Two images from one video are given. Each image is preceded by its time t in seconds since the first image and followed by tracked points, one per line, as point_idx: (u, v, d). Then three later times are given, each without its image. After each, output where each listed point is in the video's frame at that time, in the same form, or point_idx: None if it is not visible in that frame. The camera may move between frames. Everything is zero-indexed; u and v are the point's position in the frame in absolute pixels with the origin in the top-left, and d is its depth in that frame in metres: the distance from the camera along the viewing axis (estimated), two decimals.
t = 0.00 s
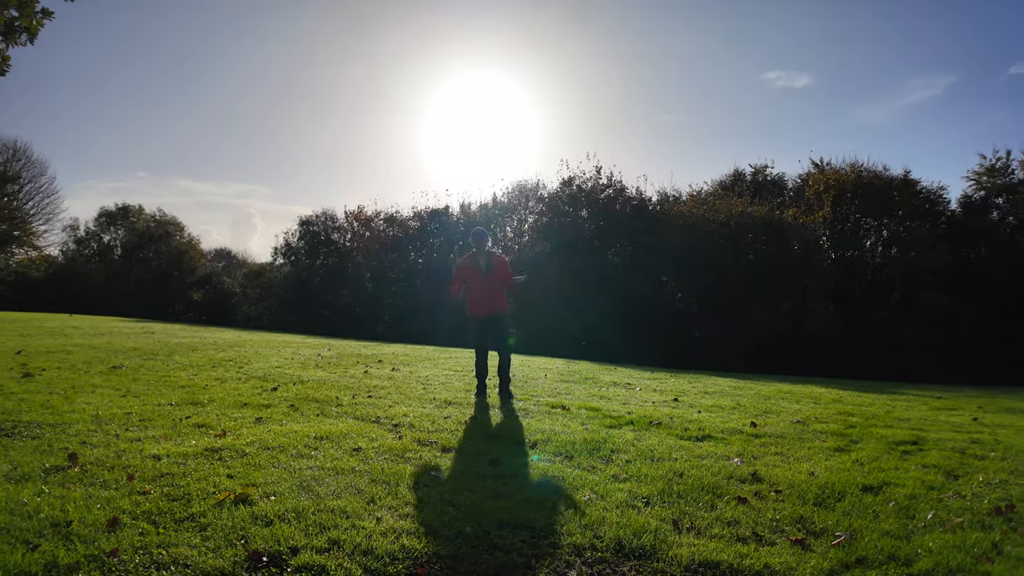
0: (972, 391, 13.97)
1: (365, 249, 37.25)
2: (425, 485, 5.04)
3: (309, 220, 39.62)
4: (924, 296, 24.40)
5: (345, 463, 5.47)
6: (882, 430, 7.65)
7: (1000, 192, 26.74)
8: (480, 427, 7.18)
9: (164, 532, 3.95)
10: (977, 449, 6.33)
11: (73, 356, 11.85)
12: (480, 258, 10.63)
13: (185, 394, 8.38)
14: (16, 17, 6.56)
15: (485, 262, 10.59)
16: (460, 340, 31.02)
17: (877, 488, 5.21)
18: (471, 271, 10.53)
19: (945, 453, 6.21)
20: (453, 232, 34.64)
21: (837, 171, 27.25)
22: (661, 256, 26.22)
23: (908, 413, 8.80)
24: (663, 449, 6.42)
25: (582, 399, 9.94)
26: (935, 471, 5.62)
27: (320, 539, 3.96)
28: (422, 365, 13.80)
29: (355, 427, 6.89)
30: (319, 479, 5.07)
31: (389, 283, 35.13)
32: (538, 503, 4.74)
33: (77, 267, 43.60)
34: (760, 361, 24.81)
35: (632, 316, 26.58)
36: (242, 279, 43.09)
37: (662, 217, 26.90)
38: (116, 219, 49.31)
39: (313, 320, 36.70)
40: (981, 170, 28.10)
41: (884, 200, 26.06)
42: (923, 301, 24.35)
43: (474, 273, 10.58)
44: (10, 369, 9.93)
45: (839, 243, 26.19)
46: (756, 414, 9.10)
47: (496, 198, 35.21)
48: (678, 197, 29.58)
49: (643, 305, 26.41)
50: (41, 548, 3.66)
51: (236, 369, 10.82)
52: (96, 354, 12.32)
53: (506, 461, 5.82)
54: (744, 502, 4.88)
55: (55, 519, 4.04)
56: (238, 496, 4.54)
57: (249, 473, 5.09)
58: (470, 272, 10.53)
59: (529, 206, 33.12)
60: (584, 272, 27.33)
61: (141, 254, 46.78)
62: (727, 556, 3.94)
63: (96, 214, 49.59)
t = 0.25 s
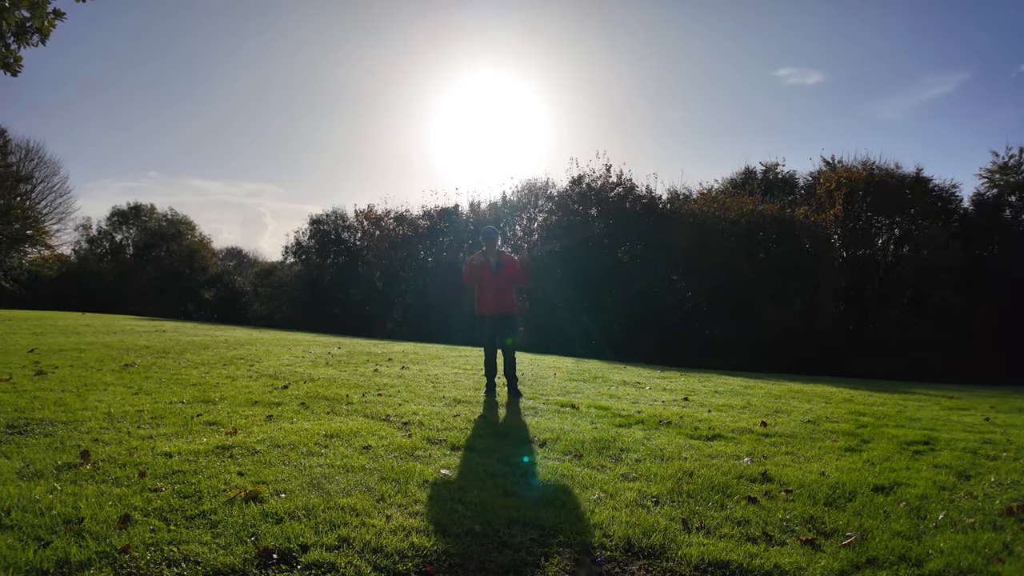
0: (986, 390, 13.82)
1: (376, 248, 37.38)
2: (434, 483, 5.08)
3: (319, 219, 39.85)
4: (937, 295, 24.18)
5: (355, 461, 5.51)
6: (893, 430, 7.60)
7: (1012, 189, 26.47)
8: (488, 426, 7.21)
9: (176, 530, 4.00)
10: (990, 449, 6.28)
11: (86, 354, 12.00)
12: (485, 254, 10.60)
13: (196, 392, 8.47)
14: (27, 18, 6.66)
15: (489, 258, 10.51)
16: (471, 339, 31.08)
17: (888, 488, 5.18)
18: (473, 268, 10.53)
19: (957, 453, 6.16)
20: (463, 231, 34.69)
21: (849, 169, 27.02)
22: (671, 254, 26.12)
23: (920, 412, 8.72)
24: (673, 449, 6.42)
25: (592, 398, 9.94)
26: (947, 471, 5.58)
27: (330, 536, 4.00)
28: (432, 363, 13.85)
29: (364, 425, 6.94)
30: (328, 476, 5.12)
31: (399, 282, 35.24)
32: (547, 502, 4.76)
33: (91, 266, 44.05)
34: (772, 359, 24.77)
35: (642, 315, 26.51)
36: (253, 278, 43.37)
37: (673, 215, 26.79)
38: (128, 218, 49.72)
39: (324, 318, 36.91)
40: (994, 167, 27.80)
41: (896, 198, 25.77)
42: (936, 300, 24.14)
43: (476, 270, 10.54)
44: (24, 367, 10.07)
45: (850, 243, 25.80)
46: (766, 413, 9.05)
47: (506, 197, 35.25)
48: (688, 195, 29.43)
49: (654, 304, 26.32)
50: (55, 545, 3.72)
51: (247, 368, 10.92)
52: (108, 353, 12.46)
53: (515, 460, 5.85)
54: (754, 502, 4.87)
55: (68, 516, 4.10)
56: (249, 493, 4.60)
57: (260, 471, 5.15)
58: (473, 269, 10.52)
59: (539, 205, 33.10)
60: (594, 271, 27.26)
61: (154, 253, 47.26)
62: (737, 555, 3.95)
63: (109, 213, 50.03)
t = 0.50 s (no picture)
0: (986, 390, 13.80)
1: (376, 248, 37.40)
2: (434, 483, 5.07)
3: (320, 219, 39.89)
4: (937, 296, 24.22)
5: (355, 461, 5.52)
6: (893, 430, 7.59)
7: (1012, 190, 26.48)
8: (489, 426, 7.20)
9: (176, 530, 4.00)
10: (990, 449, 6.28)
11: (86, 354, 11.99)
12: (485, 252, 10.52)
13: (196, 392, 8.46)
14: (28, 18, 6.67)
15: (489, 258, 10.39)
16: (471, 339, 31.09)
17: (888, 488, 5.18)
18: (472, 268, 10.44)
19: (957, 453, 6.15)
20: (463, 231, 34.70)
21: (849, 169, 27.02)
22: (671, 254, 26.12)
23: (920, 412, 8.72)
24: (673, 449, 6.41)
25: (592, 398, 9.94)
26: (947, 471, 5.57)
27: (330, 536, 4.00)
28: (432, 363, 13.84)
29: (364, 425, 6.94)
30: (328, 476, 5.12)
31: (399, 282, 35.24)
32: (547, 502, 4.75)
33: (90, 266, 44.01)
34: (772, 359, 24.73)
35: (643, 315, 26.51)
36: (253, 278, 43.36)
37: (673, 215, 26.78)
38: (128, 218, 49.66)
39: (324, 318, 36.94)
40: (995, 167, 27.79)
41: (896, 198, 25.75)
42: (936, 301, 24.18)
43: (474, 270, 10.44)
44: (24, 367, 10.07)
45: (850, 242, 25.78)
46: (766, 413, 9.04)
47: (506, 197, 35.29)
48: (688, 195, 29.43)
49: (653, 304, 26.33)
50: (55, 545, 3.72)
51: (247, 368, 10.91)
52: (108, 353, 12.46)
53: (516, 460, 5.85)
54: (754, 502, 4.87)
55: (68, 516, 4.10)
56: (249, 493, 4.60)
57: (260, 471, 5.15)
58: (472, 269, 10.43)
59: (539, 205, 33.11)
60: (593, 271, 27.26)
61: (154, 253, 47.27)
62: (737, 555, 3.95)
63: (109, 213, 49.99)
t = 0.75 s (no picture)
0: (987, 390, 13.78)
1: (376, 247, 37.42)
2: (435, 483, 5.07)
3: (320, 219, 39.90)
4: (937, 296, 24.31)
5: (355, 461, 5.52)
6: (894, 429, 7.59)
7: (1013, 189, 26.46)
8: (489, 425, 7.19)
9: (176, 529, 4.00)
10: (990, 449, 6.28)
11: (87, 354, 12.00)
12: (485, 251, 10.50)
13: (197, 391, 8.47)
14: (28, 18, 6.66)
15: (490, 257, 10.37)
16: (471, 338, 31.08)
17: (888, 487, 5.19)
18: (473, 267, 10.39)
19: (958, 452, 6.15)
20: (463, 231, 34.69)
21: (849, 168, 27.00)
22: (671, 254, 26.10)
23: (920, 412, 8.72)
24: (673, 448, 6.41)
25: (592, 397, 9.94)
26: (948, 470, 5.57)
27: (331, 536, 4.01)
28: (432, 363, 13.84)
29: (365, 425, 6.94)
30: (328, 476, 5.12)
31: (399, 281, 35.23)
32: (547, 502, 4.74)
33: (90, 265, 43.98)
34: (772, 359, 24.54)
35: (643, 314, 26.50)
36: (253, 277, 43.38)
37: (673, 214, 26.75)
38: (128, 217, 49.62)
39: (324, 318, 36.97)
40: (995, 166, 27.77)
41: (896, 197, 25.75)
42: (936, 301, 24.28)
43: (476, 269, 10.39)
44: (25, 366, 10.07)
45: (850, 242, 25.79)
46: (767, 413, 9.04)
47: (506, 196, 35.32)
48: (689, 195, 29.42)
49: (653, 303, 26.33)
50: (54, 545, 3.72)
51: (247, 367, 10.92)
52: (109, 352, 12.46)
53: (516, 459, 5.85)
54: (754, 502, 4.87)
55: (68, 516, 4.10)
56: (249, 493, 4.61)
57: (261, 471, 5.16)
58: (473, 267, 10.38)
59: (539, 204, 33.12)
60: (593, 271, 27.25)
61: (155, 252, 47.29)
62: (737, 554, 3.95)
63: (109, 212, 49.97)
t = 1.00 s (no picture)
0: (986, 389, 13.77)
1: (376, 247, 37.41)
2: (435, 482, 5.07)
3: (320, 218, 39.92)
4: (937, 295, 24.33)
5: (355, 460, 5.52)
6: (893, 429, 7.60)
7: (1013, 188, 26.44)
8: (489, 425, 7.20)
9: (176, 529, 4.01)
10: (989, 447, 6.29)
11: (87, 353, 12.01)
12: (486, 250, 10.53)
13: (197, 390, 8.47)
14: (28, 17, 6.66)
15: (492, 255, 10.37)
16: (471, 337, 31.08)
17: (888, 486, 5.19)
18: (473, 264, 10.39)
19: (957, 451, 6.16)
20: (463, 230, 34.67)
21: (849, 167, 26.98)
22: (671, 253, 26.07)
23: (920, 411, 8.72)
24: (673, 447, 6.42)
25: (592, 396, 9.95)
26: (947, 470, 5.57)
27: (330, 535, 4.01)
28: (432, 362, 13.85)
29: (365, 424, 6.96)
30: (328, 475, 5.13)
31: (399, 280, 35.21)
32: (548, 501, 4.74)
33: (91, 265, 43.97)
34: (772, 358, 24.64)
35: (644, 313, 26.45)
36: (253, 277, 43.36)
37: (673, 214, 26.71)
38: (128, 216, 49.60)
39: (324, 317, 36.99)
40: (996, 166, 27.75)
41: (896, 196, 25.79)
42: (937, 300, 24.29)
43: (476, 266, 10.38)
44: (25, 365, 10.09)
45: (851, 241, 25.79)
46: (766, 412, 9.04)
47: (506, 196, 35.31)
48: (689, 194, 29.38)
49: (654, 303, 26.32)
50: (53, 544, 3.71)
51: (247, 366, 10.92)
52: (109, 352, 12.46)
53: (517, 458, 5.85)
54: (754, 501, 4.87)
55: (67, 515, 4.10)
56: (249, 492, 4.61)
57: (261, 469, 5.16)
58: (474, 265, 10.37)
59: (539, 203, 33.10)
60: (593, 270, 27.23)
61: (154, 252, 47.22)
62: (737, 554, 3.95)
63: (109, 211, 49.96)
